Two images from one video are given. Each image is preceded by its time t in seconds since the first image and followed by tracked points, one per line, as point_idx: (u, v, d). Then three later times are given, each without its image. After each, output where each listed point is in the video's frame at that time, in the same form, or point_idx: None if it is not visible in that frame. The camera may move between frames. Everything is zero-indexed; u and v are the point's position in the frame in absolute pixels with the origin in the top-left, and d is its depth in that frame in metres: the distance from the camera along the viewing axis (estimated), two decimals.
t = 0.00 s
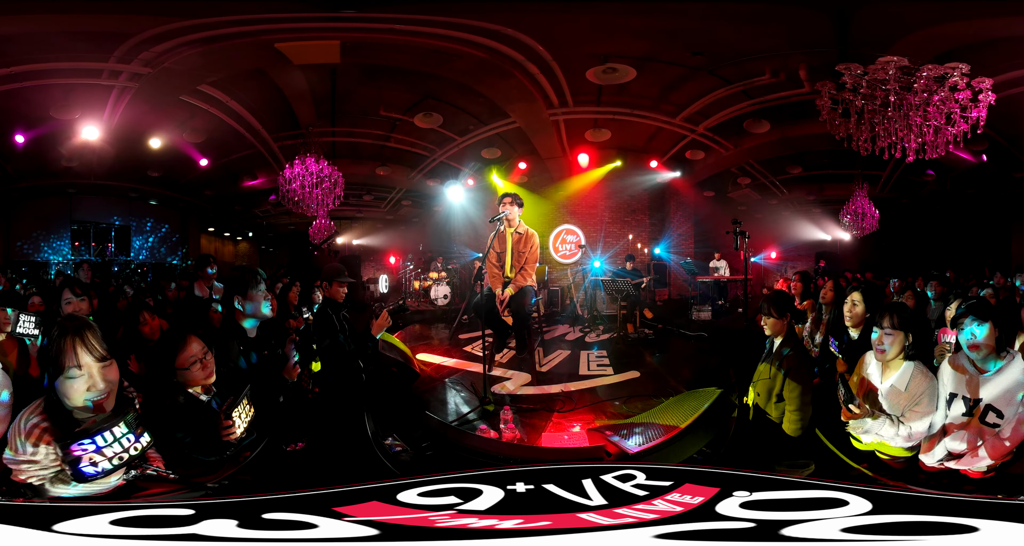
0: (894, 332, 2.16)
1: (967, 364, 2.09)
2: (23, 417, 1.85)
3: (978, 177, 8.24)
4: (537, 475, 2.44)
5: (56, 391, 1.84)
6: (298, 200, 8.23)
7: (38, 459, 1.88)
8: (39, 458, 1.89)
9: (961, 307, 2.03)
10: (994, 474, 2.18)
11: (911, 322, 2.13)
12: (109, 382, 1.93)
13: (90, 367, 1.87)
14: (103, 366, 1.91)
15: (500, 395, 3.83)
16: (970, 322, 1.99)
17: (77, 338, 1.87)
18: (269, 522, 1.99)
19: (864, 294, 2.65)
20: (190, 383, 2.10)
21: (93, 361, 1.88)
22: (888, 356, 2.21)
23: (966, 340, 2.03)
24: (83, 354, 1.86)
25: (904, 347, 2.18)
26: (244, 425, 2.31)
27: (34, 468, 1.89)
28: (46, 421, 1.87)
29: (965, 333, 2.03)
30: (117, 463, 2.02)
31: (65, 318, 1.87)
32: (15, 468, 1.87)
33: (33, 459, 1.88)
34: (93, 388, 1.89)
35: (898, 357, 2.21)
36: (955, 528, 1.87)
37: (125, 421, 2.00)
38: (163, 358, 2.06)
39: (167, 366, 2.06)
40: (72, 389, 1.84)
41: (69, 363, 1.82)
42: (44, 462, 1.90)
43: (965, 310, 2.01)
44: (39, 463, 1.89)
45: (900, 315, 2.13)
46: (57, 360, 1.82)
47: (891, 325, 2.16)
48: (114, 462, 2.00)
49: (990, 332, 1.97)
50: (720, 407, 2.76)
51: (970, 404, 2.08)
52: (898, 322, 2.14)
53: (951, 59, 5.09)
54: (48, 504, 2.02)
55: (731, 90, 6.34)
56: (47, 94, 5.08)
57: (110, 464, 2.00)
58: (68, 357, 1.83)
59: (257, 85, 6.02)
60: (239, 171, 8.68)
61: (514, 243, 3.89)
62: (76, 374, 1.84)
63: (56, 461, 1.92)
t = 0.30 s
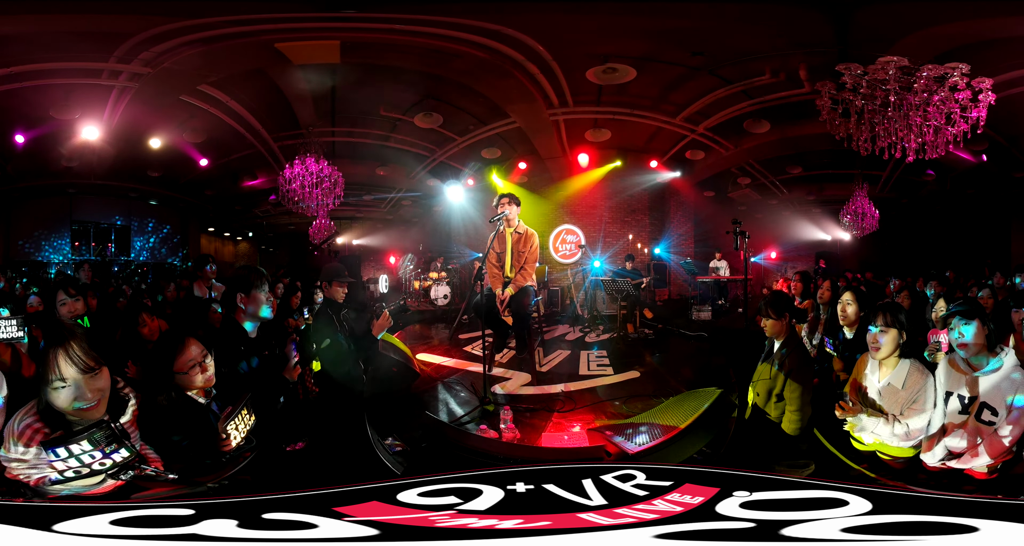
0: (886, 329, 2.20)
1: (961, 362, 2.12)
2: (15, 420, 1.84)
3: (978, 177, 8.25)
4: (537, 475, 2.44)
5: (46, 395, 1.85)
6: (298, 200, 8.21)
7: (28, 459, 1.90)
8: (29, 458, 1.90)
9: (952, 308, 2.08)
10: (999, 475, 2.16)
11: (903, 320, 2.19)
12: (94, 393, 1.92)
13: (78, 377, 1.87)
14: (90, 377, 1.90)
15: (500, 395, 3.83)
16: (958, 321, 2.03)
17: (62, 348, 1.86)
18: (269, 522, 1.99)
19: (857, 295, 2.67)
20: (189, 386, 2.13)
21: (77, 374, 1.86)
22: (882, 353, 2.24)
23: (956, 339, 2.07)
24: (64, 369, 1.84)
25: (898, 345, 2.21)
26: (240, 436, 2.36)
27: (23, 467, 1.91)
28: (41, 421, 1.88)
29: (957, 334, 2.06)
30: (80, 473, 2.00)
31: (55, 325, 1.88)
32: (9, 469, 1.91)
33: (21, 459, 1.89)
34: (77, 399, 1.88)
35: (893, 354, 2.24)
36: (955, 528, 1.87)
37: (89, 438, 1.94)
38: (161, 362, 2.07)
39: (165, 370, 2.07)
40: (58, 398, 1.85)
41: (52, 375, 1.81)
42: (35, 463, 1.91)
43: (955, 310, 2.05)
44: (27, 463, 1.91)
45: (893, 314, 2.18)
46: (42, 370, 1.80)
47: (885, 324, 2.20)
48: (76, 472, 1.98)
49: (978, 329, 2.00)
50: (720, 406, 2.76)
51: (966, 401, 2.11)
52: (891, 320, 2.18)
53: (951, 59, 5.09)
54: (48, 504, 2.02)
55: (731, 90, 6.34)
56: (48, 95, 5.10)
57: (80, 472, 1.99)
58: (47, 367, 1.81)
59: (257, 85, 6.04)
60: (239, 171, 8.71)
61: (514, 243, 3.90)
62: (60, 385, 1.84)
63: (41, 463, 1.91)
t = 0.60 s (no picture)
0: (889, 329, 2.23)
1: (960, 362, 2.12)
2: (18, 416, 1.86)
3: (978, 178, 8.25)
4: (537, 475, 2.44)
5: (54, 388, 1.85)
6: (298, 200, 8.21)
7: (31, 458, 1.91)
8: (32, 456, 1.91)
9: (952, 307, 2.10)
10: (1000, 475, 2.16)
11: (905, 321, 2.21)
12: (102, 384, 1.94)
13: (88, 367, 1.90)
14: (99, 367, 1.93)
15: (501, 395, 3.83)
16: (957, 320, 2.04)
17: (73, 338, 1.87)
18: (269, 522, 1.99)
19: (856, 295, 2.67)
20: (190, 385, 2.13)
21: (87, 361, 1.89)
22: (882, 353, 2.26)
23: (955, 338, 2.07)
24: (80, 355, 1.88)
25: (897, 345, 2.23)
26: (243, 429, 2.36)
27: (28, 466, 1.92)
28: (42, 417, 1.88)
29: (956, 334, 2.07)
30: (88, 465, 1.99)
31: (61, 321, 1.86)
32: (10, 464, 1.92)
33: (26, 458, 1.91)
34: (84, 389, 1.89)
35: (891, 355, 2.26)
36: (955, 528, 1.87)
37: (109, 423, 1.99)
38: (161, 361, 2.07)
39: (166, 369, 2.08)
40: (64, 388, 1.85)
41: (62, 363, 1.83)
42: (38, 462, 1.93)
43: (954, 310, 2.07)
44: (32, 462, 1.92)
45: (895, 314, 2.20)
46: (53, 359, 1.82)
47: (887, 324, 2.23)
48: (91, 461, 1.98)
49: (978, 329, 2.00)
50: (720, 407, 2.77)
51: (964, 400, 2.11)
52: (893, 320, 2.21)
53: (951, 59, 5.09)
54: (48, 504, 2.02)
55: (731, 90, 6.34)
56: (47, 95, 5.10)
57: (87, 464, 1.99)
58: (57, 356, 1.83)
59: (257, 85, 6.04)
60: (239, 171, 8.72)
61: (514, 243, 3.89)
62: (69, 374, 1.85)
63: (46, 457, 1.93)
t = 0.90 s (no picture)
0: (898, 333, 2.13)
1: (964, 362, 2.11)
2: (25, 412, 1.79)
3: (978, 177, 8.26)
4: (537, 475, 2.43)
5: (65, 381, 1.80)
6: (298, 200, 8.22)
7: (41, 455, 1.86)
8: (43, 454, 1.86)
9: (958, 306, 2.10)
10: (999, 474, 2.21)
11: (918, 325, 2.10)
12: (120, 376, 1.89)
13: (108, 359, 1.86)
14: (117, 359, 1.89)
15: (501, 395, 3.83)
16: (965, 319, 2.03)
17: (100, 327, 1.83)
18: (269, 522, 1.98)
19: (864, 298, 2.64)
20: (193, 381, 2.16)
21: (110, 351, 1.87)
22: (889, 356, 2.18)
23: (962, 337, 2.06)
24: (105, 344, 1.85)
25: (905, 349, 2.14)
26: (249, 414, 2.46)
27: (36, 465, 1.86)
28: (49, 417, 1.83)
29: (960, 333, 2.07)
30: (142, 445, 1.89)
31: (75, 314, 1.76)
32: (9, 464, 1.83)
33: (36, 455, 1.85)
34: (101, 380, 1.84)
35: (899, 359, 2.18)
36: (955, 528, 1.87)
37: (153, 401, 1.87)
38: (165, 356, 2.13)
39: (170, 363, 2.12)
40: (81, 379, 1.81)
41: (87, 349, 1.80)
42: (48, 459, 1.88)
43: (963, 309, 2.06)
44: (43, 459, 1.87)
45: (906, 315, 2.09)
46: (74, 348, 1.78)
47: (896, 326, 2.13)
48: (145, 441, 1.90)
49: (985, 327, 1.98)
50: (720, 406, 2.77)
51: (966, 401, 2.12)
52: (904, 324, 2.11)
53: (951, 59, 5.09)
54: (47, 505, 1.98)
55: (730, 90, 6.35)
56: (47, 95, 5.11)
57: (138, 446, 1.88)
58: (85, 342, 1.80)
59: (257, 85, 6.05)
60: (239, 171, 8.74)
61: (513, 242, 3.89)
62: (91, 361, 1.82)
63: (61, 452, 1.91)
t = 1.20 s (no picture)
0: (908, 339, 2.12)
1: (970, 365, 2.11)
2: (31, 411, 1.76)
3: (979, 177, 8.25)
4: (537, 475, 2.44)
5: (73, 382, 1.76)
6: (298, 200, 8.24)
7: (48, 454, 1.83)
8: (50, 453, 1.83)
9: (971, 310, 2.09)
10: (995, 473, 2.22)
11: (926, 330, 2.10)
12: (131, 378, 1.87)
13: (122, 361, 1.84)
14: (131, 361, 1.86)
15: (500, 395, 3.83)
16: (975, 323, 2.03)
17: (112, 329, 1.81)
18: (269, 522, 1.99)
19: (870, 300, 2.62)
20: (196, 378, 2.12)
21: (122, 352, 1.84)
22: (895, 358, 2.19)
23: (972, 341, 2.06)
24: (117, 344, 1.83)
25: (911, 353, 2.14)
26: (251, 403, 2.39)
27: (45, 465, 1.84)
28: (55, 416, 1.80)
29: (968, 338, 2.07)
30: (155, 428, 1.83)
31: (84, 314, 1.74)
32: (17, 464, 1.80)
33: (42, 454, 1.82)
34: (112, 381, 1.83)
35: (905, 361, 2.17)
36: (955, 528, 1.87)
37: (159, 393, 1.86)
38: (169, 354, 2.06)
39: (171, 361, 2.07)
40: (92, 380, 1.78)
41: (101, 352, 1.77)
42: (56, 459, 1.85)
43: (973, 314, 2.06)
44: (49, 459, 1.83)
45: (915, 319, 2.09)
46: (86, 350, 1.74)
47: (905, 331, 2.13)
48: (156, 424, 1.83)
49: (994, 331, 1.99)
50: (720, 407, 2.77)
51: (971, 403, 2.14)
52: (914, 329, 2.11)
53: (951, 59, 5.08)
54: (48, 505, 2.00)
55: (730, 90, 6.34)
56: (48, 95, 5.12)
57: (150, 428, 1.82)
58: (97, 343, 1.76)
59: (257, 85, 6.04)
60: (239, 171, 8.76)
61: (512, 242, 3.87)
62: (105, 362, 1.79)
63: (69, 452, 1.89)
